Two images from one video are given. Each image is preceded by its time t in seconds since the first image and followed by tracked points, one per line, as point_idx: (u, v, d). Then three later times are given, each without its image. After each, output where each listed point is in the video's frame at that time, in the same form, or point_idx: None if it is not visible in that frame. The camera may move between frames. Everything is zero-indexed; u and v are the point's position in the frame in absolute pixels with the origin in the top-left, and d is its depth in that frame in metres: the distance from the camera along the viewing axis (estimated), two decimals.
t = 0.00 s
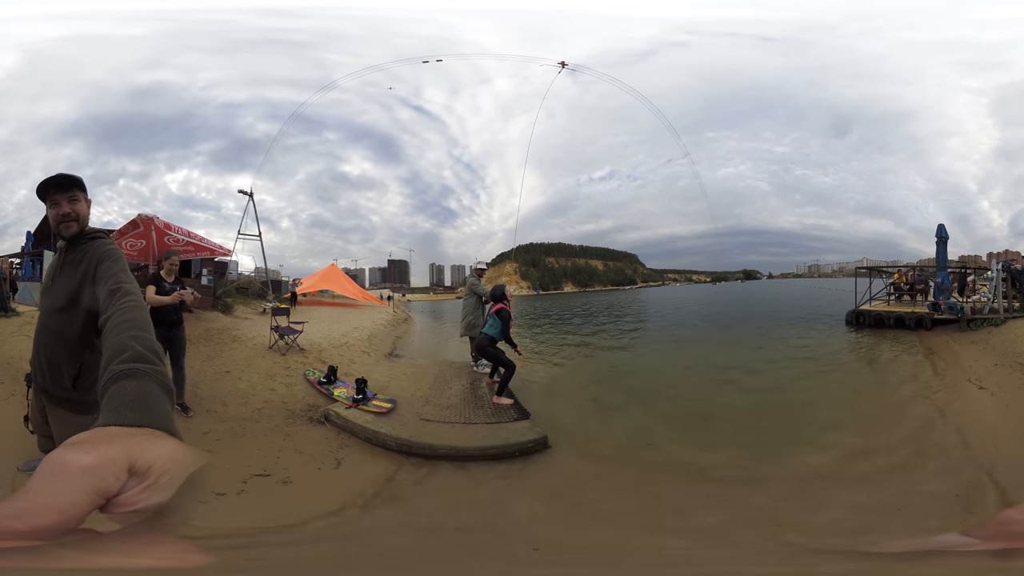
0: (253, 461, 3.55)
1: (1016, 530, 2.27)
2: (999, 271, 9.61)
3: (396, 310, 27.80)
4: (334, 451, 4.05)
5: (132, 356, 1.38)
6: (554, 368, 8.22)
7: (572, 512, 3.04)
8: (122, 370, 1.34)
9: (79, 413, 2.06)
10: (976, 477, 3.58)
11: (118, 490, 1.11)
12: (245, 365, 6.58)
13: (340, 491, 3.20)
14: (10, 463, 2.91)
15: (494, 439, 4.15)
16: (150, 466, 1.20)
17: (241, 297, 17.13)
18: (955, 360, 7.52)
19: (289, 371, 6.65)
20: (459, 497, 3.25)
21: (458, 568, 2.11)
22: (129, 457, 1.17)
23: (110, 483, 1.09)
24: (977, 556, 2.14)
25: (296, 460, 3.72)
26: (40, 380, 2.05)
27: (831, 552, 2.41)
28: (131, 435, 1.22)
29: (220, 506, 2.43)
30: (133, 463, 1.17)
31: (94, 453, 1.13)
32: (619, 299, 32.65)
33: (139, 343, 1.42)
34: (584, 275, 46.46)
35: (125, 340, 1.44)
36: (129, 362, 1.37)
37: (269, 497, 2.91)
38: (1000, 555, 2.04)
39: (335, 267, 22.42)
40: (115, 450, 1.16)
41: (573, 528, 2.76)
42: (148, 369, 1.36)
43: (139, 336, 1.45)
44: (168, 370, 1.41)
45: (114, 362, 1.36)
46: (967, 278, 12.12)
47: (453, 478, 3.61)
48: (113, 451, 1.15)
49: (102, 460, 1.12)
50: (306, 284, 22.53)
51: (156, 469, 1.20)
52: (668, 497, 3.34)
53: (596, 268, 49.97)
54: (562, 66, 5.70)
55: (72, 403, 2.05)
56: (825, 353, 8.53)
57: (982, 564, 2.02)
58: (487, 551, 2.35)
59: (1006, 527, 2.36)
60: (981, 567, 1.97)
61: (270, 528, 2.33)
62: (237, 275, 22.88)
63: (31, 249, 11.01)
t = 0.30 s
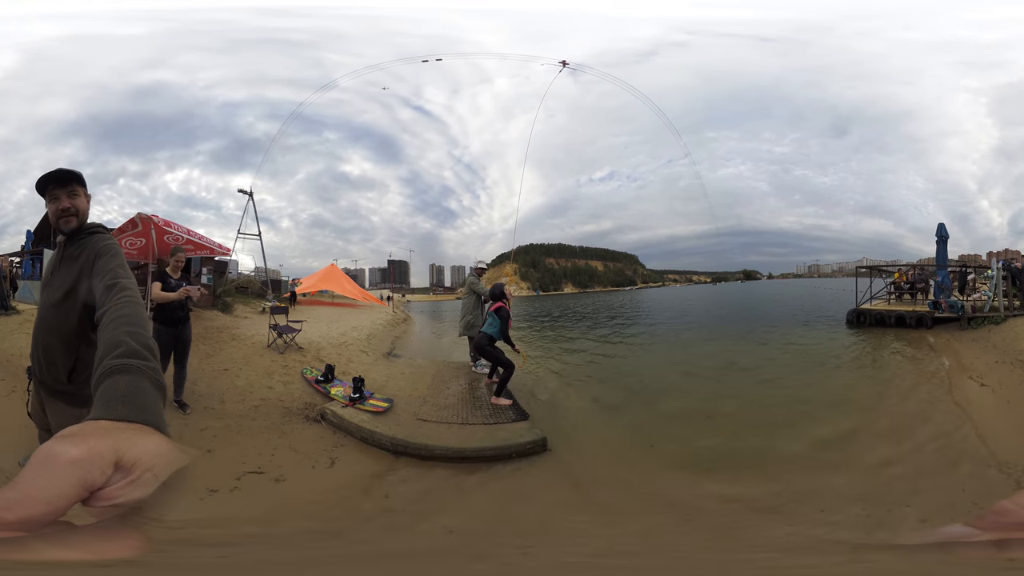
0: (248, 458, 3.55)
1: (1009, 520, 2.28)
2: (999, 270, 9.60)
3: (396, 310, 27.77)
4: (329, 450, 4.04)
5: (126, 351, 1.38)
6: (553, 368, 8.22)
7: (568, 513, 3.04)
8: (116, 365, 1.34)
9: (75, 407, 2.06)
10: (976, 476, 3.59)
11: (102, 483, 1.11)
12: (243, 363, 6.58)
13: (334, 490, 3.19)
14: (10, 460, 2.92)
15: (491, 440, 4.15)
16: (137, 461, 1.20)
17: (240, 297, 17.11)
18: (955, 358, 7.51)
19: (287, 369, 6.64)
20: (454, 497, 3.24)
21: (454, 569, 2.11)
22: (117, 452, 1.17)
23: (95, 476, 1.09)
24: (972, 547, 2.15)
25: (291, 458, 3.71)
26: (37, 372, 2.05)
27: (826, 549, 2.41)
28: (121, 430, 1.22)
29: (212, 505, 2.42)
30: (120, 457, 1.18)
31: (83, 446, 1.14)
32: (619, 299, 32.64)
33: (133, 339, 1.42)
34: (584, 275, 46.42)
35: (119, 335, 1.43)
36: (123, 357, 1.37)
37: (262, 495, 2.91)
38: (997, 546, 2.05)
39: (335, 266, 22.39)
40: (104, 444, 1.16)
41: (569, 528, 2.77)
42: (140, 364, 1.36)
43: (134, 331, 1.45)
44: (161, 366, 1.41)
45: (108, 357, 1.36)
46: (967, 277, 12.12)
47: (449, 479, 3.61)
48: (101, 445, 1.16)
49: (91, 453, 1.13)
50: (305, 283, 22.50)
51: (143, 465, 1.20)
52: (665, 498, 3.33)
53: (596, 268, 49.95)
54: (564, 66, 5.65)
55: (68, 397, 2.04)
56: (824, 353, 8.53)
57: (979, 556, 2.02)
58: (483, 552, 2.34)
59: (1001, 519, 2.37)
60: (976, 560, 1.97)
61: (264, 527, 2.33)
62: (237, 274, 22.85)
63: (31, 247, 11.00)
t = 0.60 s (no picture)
0: (247, 459, 3.56)
1: (1002, 519, 2.30)
2: (999, 270, 9.59)
3: (396, 310, 27.76)
4: (330, 451, 4.04)
5: (124, 353, 1.38)
6: (553, 368, 8.23)
7: (568, 514, 3.04)
8: (113, 367, 1.34)
9: (71, 407, 2.05)
10: (974, 475, 3.60)
11: (99, 484, 1.11)
12: (243, 363, 6.58)
13: (335, 490, 3.21)
14: (11, 460, 2.93)
15: (493, 440, 4.15)
16: (132, 463, 1.20)
17: (241, 297, 17.12)
18: (955, 358, 7.51)
19: (287, 370, 6.64)
20: (454, 498, 3.25)
21: (453, 569, 2.12)
22: (113, 453, 1.17)
23: (92, 478, 1.09)
24: (965, 545, 2.15)
25: (291, 459, 3.71)
26: (34, 372, 2.04)
27: (821, 549, 2.41)
28: (117, 431, 1.22)
29: (212, 506, 2.43)
30: (116, 459, 1.18)
31: (80, 447, 1.14)
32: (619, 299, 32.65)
33: (131, 340, 1.42)
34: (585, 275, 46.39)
35: (117, 337, 1.43)
36: (121, 359, 1.37)
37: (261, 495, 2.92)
38: (990, 545, 2.05)
39: (335, 267, 22.38)
40: (100, 446, 1.16)
41: (568, 528, 2.78)
42: (137, 366, 1.36)
43: (132, 333, 1.45)
44: (159, 368, 1.41)
45: (105, 358, 1.37)
46: (967, 277, 12.12)
47: (449, 479, 3.61)
48: (98, 446, 1.16)
49: (86, 454, 1.13)
50: (306, 284, 22.48)
51: (139, 467, 1.20)
52: (664, 497, 3.35)
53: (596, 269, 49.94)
54: (570, 67, 5.61)
55: (64, 397, 2.04)
56: (824, 353, 8.53)
57: (971, 554, 2.03)
58: (481, 552, 2.35)
59: (996, 518, 2.36)
60: (969, 559, 1.98)
61: (264, 527, 2.34)
62: (237, 275, 22.85)
63: (31, 248, 11.01)
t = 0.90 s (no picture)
0: (249, 460, 3.56)
1: (1004, 520, 2.30)
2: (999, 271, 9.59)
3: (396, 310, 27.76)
4: (331, 451, 4.04)
5: (122, 352, 1.38)
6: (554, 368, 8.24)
7: (570, 513, 3.04)
8: (112, 366, 1.34)
9: (69, 407, 2.06)
10: (973, 475, 3.61)
11: (99, 484, 1.11)
12: (244, 363, 6.58)
13: (337, 491, 3.21)
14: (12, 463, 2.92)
15: (495, 439, 4.15)
16: (132, 462, 1.20)
17: (241, 297, 17.13)
18: (954, 358, 7.52)
19: (288, 369, 6.64)
20: (457, 498, 3.24)
21: (456, 570, 2.11)
22: (113, 453, 1.17)
23: (92, 478, 1.10)
24: (968, 547, 2.15)
25: (293, 459, 3.71)
26: (32, 372, 2.04)
27: (822, 550, 2.41)
28: (116, 431, 1.22)
29: (213, 507, 2.43)
30: (116, 459, 1.18)
31: (80, 447, 1.14)
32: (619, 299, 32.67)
33: (130, 339, 1.42)
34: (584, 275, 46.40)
35: (116, 337, 1.43)
36: (120, 359, 1.36)
37: (261, 497, 2.91)
38: (994, 546, 2.05)
39: (334, 266, 22.34)
40: (100, 446, 1.17)
41: (569, 528, 2.78)
42: (136, 365, 1.36)
43: (131, 333, 1.44)
44: (158, 368, 1.41)
45: (104, 358, 1.36)
46: (966, 278, 12.13)
47: (452, 479, 3.61)
48: (98, 446, 1.16)
49: (87, 455, 1.13)
50: (306, 283, 22.46)
51: (138, 466, 1.20)
52: (664, 497, 3.35)
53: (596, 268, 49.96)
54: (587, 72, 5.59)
55: (62, 397, 2.05)
56: (824, 353, 8.53)
57: (976, 556, 2.02)
58: (484, 553, 2.35)
59: (998, 520, 2.36)
60: (972, 561, 1.98)
61: (267, 529, 2.34)
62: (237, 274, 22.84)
63: (30, 248, 11.00)
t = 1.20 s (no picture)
0: (249, 460, 3.56)
1: (1005, 520, 2.29)
2: (998, 271, 9.60)
3: (397, 310, 27.78)
4: (331, 452, 4.04)
5: (121, 352, 1.38)
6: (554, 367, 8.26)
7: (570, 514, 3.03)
8: (111, 366, 1.34)
9: (68, 406, 2.06)
10: (970, 474, 3.62)
11: (98, 484, 1.11)
12: (244, 363, 6.58)
13: (337, 491, 3.21)
14: (11, 463, 2.92)
15: (497, 439, 4.15)
16: (131, 461, 1.20)
17: (241, 297, 17.12)
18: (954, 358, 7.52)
19: (288, 369, 6.64)
20: (459, 499, 3.24)
21: (457, 569, 2.11)
22: (111, 452, 1.17)
23: (91, 477, 1.09)
24: (972, 546, 2.16)
25: (293, 460, 3.71)
26: (30, 371, 2.05)
27: (821, 549, 2.42)
28: (114, 430, 1.22)
29: (213, 507, 2.43)
30: (115, 458, 1.18)
31: (78, 446, 1.14)
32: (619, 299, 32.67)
33: (128, 339, 1.42)
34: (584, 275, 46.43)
35: (115, 336, 1.43)
36: (119, 358, 1.37)
37: (262, 498, 2.91)
38: (996, 545, 2.04)
39: (334, 266, 22.32)
40: (98, 445, 1.17)
41: (569, 528, 2.78)
42: (136, 365, 1.36)
43: (129, 332, 1.44)
44: (157, 367, 1.41)
45: (103, 358, 1.36)
46: (967, 278, 12.12)
47: (452, 479, 3.61)
48: (96, 445, 1.16)
49: (85, 454, 1.13)
50: (306, 284, 22.46)
51: (137, 466, 1.20)
52: (664, 496, 3.35)
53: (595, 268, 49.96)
54: (608, 78, 5.65)
55: (60, 396, 2.05)
56: (824, 353, 8.53)
57: (980, 556, 2.01)
58: (485, 553, 2.35)
59: (998, 519, 2.36)
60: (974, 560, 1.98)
61: (268, 529, 2.34)
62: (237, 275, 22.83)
63: (30, 248, 11.00)
